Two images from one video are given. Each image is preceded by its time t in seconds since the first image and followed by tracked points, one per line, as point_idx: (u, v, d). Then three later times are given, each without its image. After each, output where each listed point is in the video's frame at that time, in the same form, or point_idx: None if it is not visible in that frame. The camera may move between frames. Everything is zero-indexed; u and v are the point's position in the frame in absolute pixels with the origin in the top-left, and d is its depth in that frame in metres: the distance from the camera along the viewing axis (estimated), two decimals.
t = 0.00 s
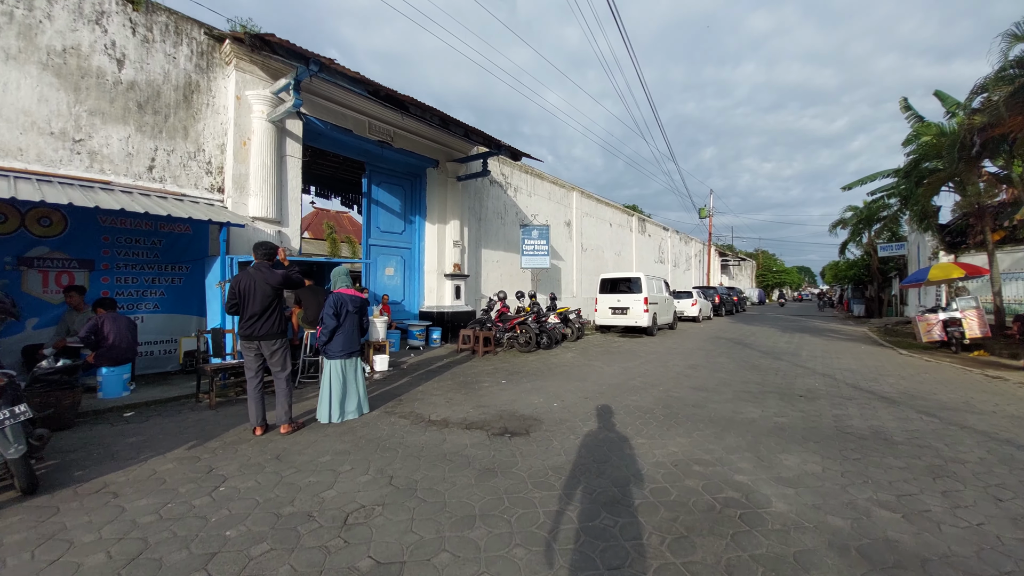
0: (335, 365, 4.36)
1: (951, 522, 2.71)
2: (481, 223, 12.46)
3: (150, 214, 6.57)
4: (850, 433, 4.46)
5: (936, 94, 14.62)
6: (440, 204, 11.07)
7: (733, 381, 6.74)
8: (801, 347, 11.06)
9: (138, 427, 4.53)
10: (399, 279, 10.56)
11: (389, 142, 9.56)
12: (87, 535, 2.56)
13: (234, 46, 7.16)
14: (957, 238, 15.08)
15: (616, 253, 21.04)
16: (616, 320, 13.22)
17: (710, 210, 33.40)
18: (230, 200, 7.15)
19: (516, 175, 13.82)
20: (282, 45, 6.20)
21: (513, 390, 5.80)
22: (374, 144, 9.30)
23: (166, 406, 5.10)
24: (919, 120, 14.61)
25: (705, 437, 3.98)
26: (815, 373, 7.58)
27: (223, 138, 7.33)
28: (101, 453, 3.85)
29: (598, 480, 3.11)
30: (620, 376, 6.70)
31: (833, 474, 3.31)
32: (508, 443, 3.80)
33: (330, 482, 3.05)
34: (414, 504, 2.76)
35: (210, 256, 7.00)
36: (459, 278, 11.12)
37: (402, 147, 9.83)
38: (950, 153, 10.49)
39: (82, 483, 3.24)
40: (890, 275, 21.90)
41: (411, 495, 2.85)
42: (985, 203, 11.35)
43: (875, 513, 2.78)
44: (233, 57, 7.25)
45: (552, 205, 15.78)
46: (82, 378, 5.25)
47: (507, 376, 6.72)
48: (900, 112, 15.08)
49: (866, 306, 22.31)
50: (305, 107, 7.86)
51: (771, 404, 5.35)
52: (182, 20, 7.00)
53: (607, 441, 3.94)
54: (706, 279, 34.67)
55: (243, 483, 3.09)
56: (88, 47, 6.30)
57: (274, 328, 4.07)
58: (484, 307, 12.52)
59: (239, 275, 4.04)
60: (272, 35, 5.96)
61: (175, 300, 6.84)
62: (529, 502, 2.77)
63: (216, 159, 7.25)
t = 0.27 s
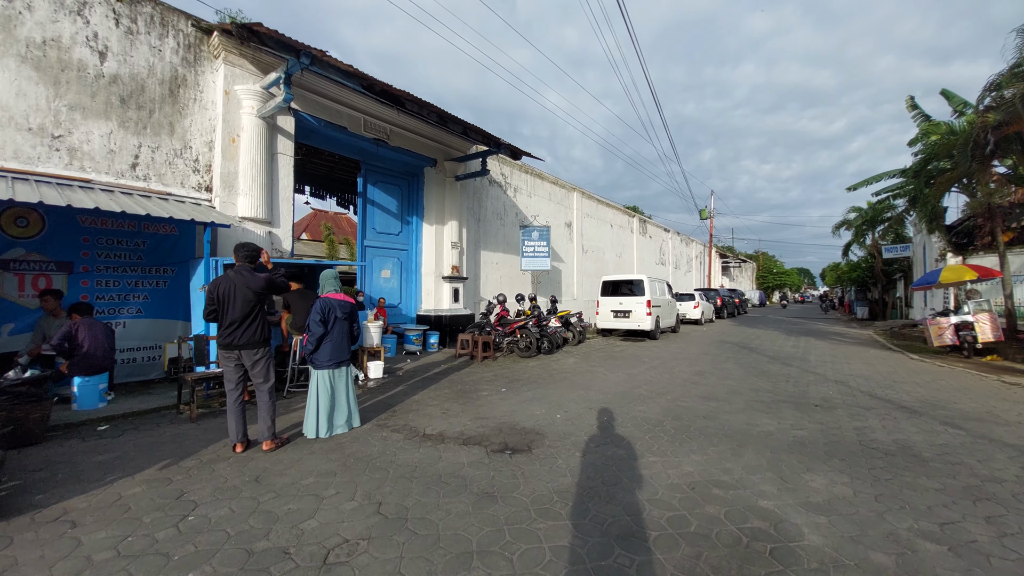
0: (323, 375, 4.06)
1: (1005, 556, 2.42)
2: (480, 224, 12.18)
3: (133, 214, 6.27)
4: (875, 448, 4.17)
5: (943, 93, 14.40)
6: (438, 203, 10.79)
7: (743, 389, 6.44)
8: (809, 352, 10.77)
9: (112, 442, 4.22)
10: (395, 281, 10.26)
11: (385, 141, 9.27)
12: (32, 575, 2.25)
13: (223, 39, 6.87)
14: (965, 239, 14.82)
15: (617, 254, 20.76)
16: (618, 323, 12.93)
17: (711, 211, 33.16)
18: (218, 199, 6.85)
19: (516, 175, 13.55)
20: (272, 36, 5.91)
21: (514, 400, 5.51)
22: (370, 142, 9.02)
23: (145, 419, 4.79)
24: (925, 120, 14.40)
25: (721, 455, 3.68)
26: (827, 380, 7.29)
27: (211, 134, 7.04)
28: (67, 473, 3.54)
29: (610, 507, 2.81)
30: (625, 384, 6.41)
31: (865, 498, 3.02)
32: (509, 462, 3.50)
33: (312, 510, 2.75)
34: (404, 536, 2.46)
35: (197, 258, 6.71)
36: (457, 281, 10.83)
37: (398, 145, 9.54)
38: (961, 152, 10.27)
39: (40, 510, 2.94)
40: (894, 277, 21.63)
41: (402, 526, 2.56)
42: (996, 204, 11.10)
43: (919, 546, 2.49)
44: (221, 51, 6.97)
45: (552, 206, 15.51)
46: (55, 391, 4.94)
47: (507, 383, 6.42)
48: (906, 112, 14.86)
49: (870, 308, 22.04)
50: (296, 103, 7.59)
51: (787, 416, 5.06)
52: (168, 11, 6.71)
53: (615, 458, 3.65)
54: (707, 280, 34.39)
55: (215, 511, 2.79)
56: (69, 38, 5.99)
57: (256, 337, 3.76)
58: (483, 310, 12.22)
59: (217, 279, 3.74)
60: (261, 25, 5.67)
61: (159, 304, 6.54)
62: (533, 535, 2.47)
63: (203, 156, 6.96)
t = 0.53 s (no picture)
0: (312, 390, 3.76)
1: None
2: (480, 230, 11.93)
3: (118, 218, 6.00)
4: (908, 470, 3.86)
5: (946, 100, 14.29)
6: (437, 207, 10.56)
7: (756, 402, 6.14)
8: (818, 362, 10.48)
9: (82, 463, 3.90)
10: (392, 288, 9.97)
11: (383, 145, 9.04)
12: None
13: (215, 38, 6.66)
14: (971, 247, 14.64)
15: (618, 262, 20.52)
16: (621, 333, 12.62)
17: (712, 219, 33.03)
18: (208, 203, 6.58)
19: (516, 181, 13.34)
20: (265, 34, 5.68)
21: (516, 414, 5.20)
22: (367, 146, 8.79)
23: (122, 436, 4.47)
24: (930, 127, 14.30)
25: (745, 478, 3.38)
26: (843, 393, 7.00)
27: (202, 136, 6.80)
28: (28, 498, 3.22)
29: (628, 541, 2.51)
30: (633, 397, 6.11)
31: (911, 532, 2.71)
32: (514, 486, 3.19)
33: (292, 546, 2.44)
34: None
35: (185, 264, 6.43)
36: (457, 288, 10.54)
37: (397, 150, 9.31)
38: (970, 159, 10.10)
39: None
40: (898, 286, 21.41)
41: (395, 565, 2.25)
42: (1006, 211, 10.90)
43: None
44: (214, 50, 6.75)
45: (553, 213, 15.29)
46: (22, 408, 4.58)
47: (508, 396, 6.11)
48: (910, 119, 14.75)
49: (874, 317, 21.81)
50: (291, 105, 7.37)
51: (807, 433, 4.76)
52: (160, 10, 6.51)
53: (629, 482, 3.33)
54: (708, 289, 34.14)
55: (184, 547, 2.47)
56: (55, 35, 5.76)
57: (238, 349, 3.46)
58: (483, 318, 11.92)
59: (197, 285, 3.45)
60: (253, 21, 5.44)
61: (145, 312, 6.25)
62: None
63: (194, 159, 6.71)
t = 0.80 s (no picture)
0: (302, 409, 3.49)
1: None
2: (480, 239, 11.70)
3: (105, 225, 5.76)
4: (944, 495, 3.58)
5: (950, 109, 14.20)
6: (436, 218, 10.30)
7: (771, 419, 5.85)
8: (828, 374, 10.19)
9: (53, 488, 3.61)
10: (391, 298, 9.70)
11: (382, 151, 8.85)
12: None
13: (210, 42, 6.49)
14: (979, 257, 14.43)
15: (620, 272, 20.29)
16: (624, 344, 12.34)
17: (713, 229, 32.90)
18: (199, 210, 6.34)
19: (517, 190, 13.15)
20: (260, 35, 5.47)
21: (520, 432, 4.91)
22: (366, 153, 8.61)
23: (99, 457, 4.18)
24: (935, 136, 14.17)
25: (772, 507, 3.10)
26: (859, 408, 6.71)
27: (195, 142, 6.59)
28: None
29: None
30: (641, 413, 5.82)
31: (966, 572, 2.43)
32: (521, 517, 2.90)
33: None
34: None
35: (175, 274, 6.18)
36: (457, 299, 10.28)
37: (396, 157, 9.12)
38: (981, 167, 9.94)
39: None
40: (903, 296, 21.17)
41: None
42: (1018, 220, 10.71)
43: None
44: (208, 54, 6.58)
45: (555, 222, 15.10)
46: None
47: (511, 412, 5.83)
48: (914, 128, 14.65)
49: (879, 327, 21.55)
50: (288, 111, 7.18)
51: (830, 454, 4.48)
52: (153, 12, 6.33)
53: (646, 511, 3.05)
54: (709, 298, 33.88)
55: None
56: (43, 37, 5.55)
57: (221, 365, 3.19)
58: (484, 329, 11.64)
59: (177, 295, 3.19)
60: (248, 22, 5.24)
61: (131, 324, 5.97)
62: None
63: (186, 165, 6.49)
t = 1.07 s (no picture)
0: (284, 427, 3.22)
1: None
2: (479, 249, 11.49)
3: (89, 232, 5.54)
4: (980, 519, 3.32)
5: (951, 119, 14.17)
6: (435, 229, 10.08)
7: (784, 435, 5.57)
8: (837, 387, 9.90)
9: (14, 513, 3.32)
10: (387, 309, 9.46)
11: (380, 160, 8.68)
12: None
13: (203, 47, 6.35)
14: (985, 266, 14.26)
15: (621, 282, 20.08)
16: (627, 355, 12.06)
17: (713, 240, 32.80)
18: (189, 218, 6.13)
19: (517, 199, 13.00)
20: (254, 38, 5.32)
21: (522, 449, 4.63)
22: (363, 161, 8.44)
23: (70, 478, 3.90)
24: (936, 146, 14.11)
25: (799, 535, 2.83)
26: (875, 422, 6.43)
27: (186, 148, 6.41)
28: None
29: None
30: (648, 428, 5.54)
31: None
32: (524, 548, 2.62)
33: None
34: None
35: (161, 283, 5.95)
36: (455, 309, 10.03)
37: (394, 165, 8.96)
38: (988, 175, 9.81)
39: None
40: (907, 306, 20.94)
41: None
42: None
43: None
44: (201, 59, 6.43)
45: (555, 232, 14.93)
46: None
47: (511, 428, 5.55)
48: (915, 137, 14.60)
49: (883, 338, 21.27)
50: (283, 117, 7.03)
51: (852, 473, 4.21)
52: (146, 17, 6.20)
53: (661, 539, 2.78)
54: (710, 310, 33.62)
55: None
56: (30, 39, 5.38)
57: (196, 379, 2.94)
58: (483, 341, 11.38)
59: (152, 303, 2.96)
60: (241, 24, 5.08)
61: (113, 335, 5.72)
62: None
63: (176, 171, 6.30)
